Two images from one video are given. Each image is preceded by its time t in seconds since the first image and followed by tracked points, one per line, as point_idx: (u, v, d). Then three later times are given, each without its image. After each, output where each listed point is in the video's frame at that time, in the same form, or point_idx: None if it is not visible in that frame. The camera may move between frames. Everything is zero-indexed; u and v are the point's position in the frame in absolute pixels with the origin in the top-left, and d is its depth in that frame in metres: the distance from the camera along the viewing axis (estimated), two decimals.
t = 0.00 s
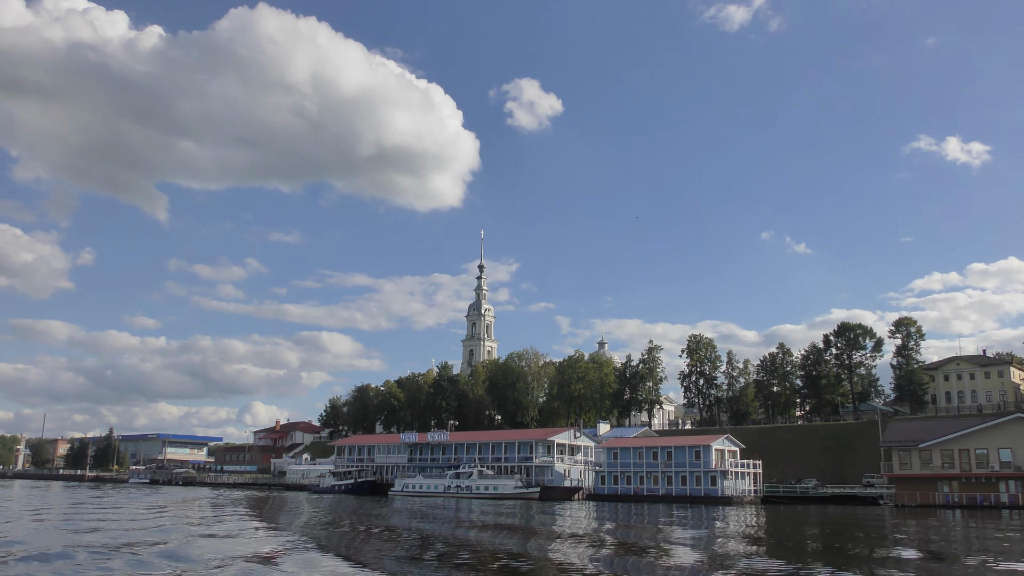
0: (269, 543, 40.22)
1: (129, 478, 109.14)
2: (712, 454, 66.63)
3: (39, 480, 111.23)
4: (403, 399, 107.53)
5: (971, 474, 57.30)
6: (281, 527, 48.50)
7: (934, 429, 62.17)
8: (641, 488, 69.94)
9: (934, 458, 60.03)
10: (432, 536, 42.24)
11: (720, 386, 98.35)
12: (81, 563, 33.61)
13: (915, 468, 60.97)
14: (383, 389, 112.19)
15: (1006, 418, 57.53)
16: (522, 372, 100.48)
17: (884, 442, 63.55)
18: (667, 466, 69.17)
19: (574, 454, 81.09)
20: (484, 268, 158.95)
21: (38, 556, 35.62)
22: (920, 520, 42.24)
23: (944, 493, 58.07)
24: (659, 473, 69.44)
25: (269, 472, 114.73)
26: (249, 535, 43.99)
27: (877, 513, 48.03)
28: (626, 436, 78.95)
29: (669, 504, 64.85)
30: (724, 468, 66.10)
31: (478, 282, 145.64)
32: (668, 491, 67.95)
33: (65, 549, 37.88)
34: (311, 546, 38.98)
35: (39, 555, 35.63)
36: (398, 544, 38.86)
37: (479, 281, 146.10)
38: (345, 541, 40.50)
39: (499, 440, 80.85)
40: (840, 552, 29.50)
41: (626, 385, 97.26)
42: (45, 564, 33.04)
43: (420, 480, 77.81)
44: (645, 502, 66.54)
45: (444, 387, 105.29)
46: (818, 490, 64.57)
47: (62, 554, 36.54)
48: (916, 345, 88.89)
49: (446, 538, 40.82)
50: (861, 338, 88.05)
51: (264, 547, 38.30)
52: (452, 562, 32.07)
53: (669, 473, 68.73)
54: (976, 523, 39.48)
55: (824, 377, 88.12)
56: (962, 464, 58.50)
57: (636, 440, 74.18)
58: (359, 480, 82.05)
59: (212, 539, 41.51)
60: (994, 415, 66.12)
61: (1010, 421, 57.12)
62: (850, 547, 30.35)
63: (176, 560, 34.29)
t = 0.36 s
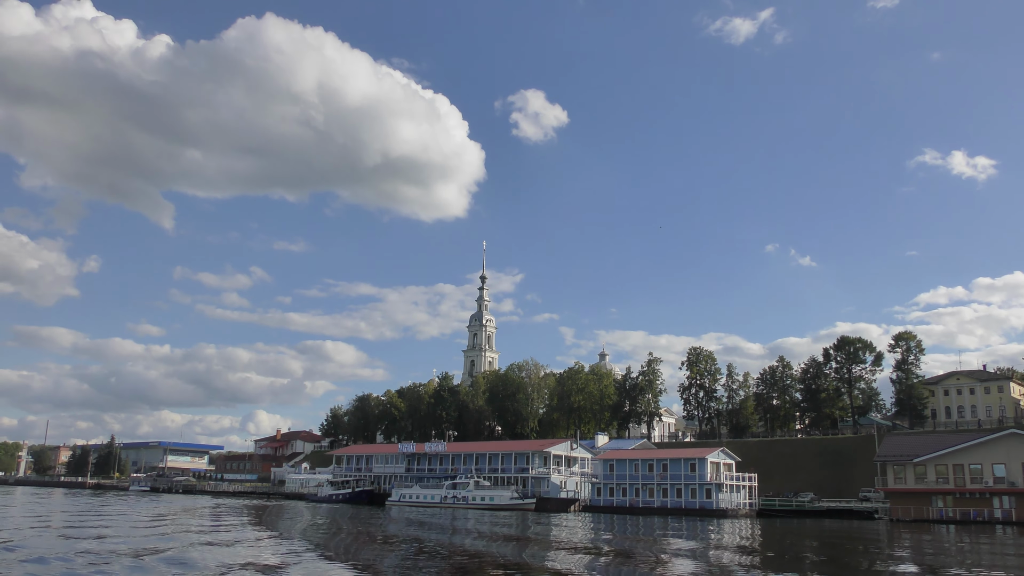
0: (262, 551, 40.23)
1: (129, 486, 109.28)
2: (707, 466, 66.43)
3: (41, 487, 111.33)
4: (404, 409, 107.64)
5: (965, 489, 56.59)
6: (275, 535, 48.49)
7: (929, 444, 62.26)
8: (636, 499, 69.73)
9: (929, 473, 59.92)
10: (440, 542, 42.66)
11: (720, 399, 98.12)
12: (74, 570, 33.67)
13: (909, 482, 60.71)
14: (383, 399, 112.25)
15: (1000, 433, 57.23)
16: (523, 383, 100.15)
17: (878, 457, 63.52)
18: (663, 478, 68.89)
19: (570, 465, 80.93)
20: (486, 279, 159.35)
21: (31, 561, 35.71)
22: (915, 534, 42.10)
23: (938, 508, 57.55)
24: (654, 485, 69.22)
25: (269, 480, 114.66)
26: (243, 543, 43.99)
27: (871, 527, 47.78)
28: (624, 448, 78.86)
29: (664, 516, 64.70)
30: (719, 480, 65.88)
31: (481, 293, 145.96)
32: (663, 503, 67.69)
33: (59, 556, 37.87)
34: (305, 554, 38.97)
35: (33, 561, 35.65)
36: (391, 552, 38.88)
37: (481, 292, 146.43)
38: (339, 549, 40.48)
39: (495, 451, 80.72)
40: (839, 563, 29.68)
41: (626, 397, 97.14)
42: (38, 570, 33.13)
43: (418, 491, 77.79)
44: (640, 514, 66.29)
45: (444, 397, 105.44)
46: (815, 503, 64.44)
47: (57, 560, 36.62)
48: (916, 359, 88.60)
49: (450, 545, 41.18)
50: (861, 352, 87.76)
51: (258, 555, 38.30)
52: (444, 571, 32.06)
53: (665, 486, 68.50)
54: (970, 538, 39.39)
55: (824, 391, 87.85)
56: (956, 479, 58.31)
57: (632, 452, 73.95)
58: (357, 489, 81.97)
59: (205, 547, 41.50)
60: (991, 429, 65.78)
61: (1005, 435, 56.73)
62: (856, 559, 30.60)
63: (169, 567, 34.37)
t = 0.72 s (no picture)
0: (256, 554, 40.34)
1: (130, 491, 109.39)
2: (702, 474, 66.33)
3: (42, 492, 111.58)
4: (404, 416, 107.76)
5: (958, 498, 56.97)
6: (269, 540, 48.58)
7: (923, 452, 61.89)
8: (632, 506, 69.68)
9: (922, 481, 59.37)
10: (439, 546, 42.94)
11: (720, 406, 97.74)
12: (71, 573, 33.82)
13: (903, 491, 60.16)
14: (383, 404, 112.48)
15: (994, 442, 57.08)
16: (522, 390, 99.74)
17: (872, 465, 62.84)
18: (658, 485, 68.80)
19: (567, 472, 80.39)
20: (487, 285, 159.70)
21: (28, 565, 35.84)
22: (909, 542, 42.04)
23: (931, 516, 57.99)
24: (650, 492, 69.18)
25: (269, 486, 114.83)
26: (239, 547, 44.08)
27: (866, 535, 47.58)
28: (621, 455, 78.77)
29: (659, 523, 64.58)
30: (713, 488, 65.83)
31: (482, 300, 146.32)
32: (658, 510, 67.61)
33: (54, 560, 37.96)
34: (298, 558, 39.05)
35: (28, 565, 35.78)
36: (383, 556, 38.96)
37: (483, 298, 146.81)
38: (334, 554, 40.58)
39: (491, 457, 80.72)
40: (838, 569, 29.95)
41: (625, 404, 97.30)
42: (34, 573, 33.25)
43: (415, 497, 77.76)
44: (635, 521, 66.16)
45: (444, 403, 105.62)
46: (810, 512, 63.97)
47: (54, 564, 36.73)
48: (915, 367, 88.51)
49: (450, 548, 41.57)
50: (860, 360, 87.29)
51: (253, 560, 38.41)
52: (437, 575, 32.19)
53: (660, 492, 68.44)
54: (964, 546, 39.31)
55: (823, 399, 87.88)
56: (949, 487, 57.99)
57: (628, 458, 73.85)
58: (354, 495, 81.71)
59: (201, 552, 41.59)
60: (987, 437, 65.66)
61: (999, 444, 56.68)
62: (854, 564, 30.96)
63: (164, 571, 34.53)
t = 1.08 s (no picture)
0: (251, 549, 40.57)
1: (131, 486, 109.66)
2: (696, 469, 66.48)
3: (44, 488, 111.85)
4: (404, 411, 107.97)
5: (950, 493, 56.91)
6: (265, 534, 48.82)
7: (915, 448, 62.10)
8: (627, 502, 69.86)
9: (914, 477, 59.79)
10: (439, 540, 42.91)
11: (718, 402, 98.15)
12: (66, 567, 34.01)
13: (895, 487, 60.48)
14: (383, 400, 112.78)
15: (985, 438, 57.50)
16: (522, 386, 100.04)
17: (864, 461, 63.18)
18: (653, 481, 68.93)
19: (562, 467, 81.06)
20: (486, 282, 159.71)
21: (24, 560, 35.98)
22: (902, 538, 42.28)
23: (924, 512, 57.73)
24: (644, 488, 69.33)
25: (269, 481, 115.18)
26: (234, 542, 44.32)
27: (858, 531, 47.77)
28: (617, 450, 78.99)
29: (653, 519, 64.76)
30: (707, 483, 65.99)
31: (482, 295, 146.35)
32: (652, 506, 67.77)
33: (53, 555, 38.14)
34: (293, 552, 39.26)
35: (24, 560, 35.93)
36: (376, 550, 39.09)
37: (482, 294, 146.82)
38: (333, 547, 40.82)
39: (488, 452, 80.91)
40: (838, 563, 30.14)
41: (623, 400, 97.35)
42: (29, 568, 33.39)
43: (411, 492, 77.94)
44: (630, 516, 66.26)
45: (444, 399, 105.77)
46: (804, 507, 64.16)
47: (50, 558, 36.92)
48: (912, 363, 88.51)
49: (448, 541, 41.80)
50: (857, 356, 87.75)
51: (248, 554, 38.59)
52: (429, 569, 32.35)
53: (654, 488, 68.57)
54: (956, 542, 39.51)
55: (820, 395, 87.43)
56: (941, 483, 58.29)
57: (623, 454, 73.93)
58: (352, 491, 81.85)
59: (200, 546, 41.79)
60: (981, 434, 65.77)
61: (991, 440, 56.97)
62: (850, 557, 31.31)
63: (159, 566, 34.72)
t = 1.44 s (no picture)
0: (249, 537, 40.90)
1: (133, 477, 110.07)
2: (690, 459, 66.79)
3: (47, 479, 112.30)
4: (404, 402, 108.40)
5: (942, 483, 57.27)
6: (265, 522, 49.20)
7: (908, 438, 61.88)
8: (622, 492, 70.17)
9: (907, 467, 59.66)
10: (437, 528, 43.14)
11: (716, 393, 98.18)
12: (68, 556, 34.29)
13: (887, 476, 60.45)
14: (383, 391, 113.20)
15: (976, 428, 57.53)
16: (521, 377, 100.36)
17: (857, 450, 63.09)
18: (647, 471, 69.25)
19: (559, 458, 81.46)
20: (486, 273, 159.73)
21: (27, 549, 36.25)
22: (894, 527, 42.50)
23: (915, 502, 58.21)
24: (639, 478, 69.62)
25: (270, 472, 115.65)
26: (234, 530, 44.63)
27: (849, 520, 48.06)
28: (613, 441, 79.15)
29: (647, 508, 65.13)
30: (702, 473, 66.30)
31: (482, 287, 146.45)
32: (647, 496, 68.10)
33: (54, 545, 38.31)
34: (291, 540, 39.59)
35: (28, 549, 36.20)
36: (375, 536, 39.33)
37: (482, 285, 146.89)
38: (333, 535, 41.10)
39: (484, 443, 81.22)
40: (838, 551, 30.45)
41: (621, 390, 97.24)
42: (32, 557, 33.67)
43: (409, 482, 78.34)
44: (625, 506, 66.55)
45: (443, 390, 106.00)
46: (798, 496, 64.44)
47: (53, 547, 37.22)
48: (910, 354, 88.58)
49: (445, 529, 42.10)
50: (854, 347, 87.90)
51: (247, 542, 38.89)
52: (422, 555, 32.62)
53: (649, 478, 68.86)
54: (947, 531, 39.76)
55: (817, 385, 87.70)
56: (933, 473, 58.25)
57: (619, 444, 74.12)
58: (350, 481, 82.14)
59: (201, 536, 41.99)
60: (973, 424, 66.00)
61: (982, 430, 57.09)
62: (848, 546, 31.68)
63: (160, 554, 35.02)
